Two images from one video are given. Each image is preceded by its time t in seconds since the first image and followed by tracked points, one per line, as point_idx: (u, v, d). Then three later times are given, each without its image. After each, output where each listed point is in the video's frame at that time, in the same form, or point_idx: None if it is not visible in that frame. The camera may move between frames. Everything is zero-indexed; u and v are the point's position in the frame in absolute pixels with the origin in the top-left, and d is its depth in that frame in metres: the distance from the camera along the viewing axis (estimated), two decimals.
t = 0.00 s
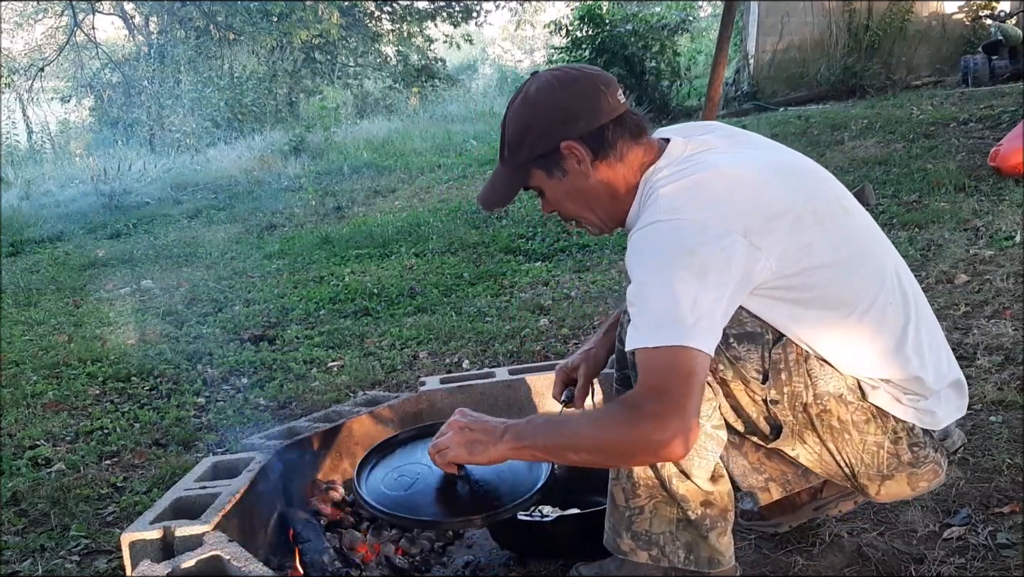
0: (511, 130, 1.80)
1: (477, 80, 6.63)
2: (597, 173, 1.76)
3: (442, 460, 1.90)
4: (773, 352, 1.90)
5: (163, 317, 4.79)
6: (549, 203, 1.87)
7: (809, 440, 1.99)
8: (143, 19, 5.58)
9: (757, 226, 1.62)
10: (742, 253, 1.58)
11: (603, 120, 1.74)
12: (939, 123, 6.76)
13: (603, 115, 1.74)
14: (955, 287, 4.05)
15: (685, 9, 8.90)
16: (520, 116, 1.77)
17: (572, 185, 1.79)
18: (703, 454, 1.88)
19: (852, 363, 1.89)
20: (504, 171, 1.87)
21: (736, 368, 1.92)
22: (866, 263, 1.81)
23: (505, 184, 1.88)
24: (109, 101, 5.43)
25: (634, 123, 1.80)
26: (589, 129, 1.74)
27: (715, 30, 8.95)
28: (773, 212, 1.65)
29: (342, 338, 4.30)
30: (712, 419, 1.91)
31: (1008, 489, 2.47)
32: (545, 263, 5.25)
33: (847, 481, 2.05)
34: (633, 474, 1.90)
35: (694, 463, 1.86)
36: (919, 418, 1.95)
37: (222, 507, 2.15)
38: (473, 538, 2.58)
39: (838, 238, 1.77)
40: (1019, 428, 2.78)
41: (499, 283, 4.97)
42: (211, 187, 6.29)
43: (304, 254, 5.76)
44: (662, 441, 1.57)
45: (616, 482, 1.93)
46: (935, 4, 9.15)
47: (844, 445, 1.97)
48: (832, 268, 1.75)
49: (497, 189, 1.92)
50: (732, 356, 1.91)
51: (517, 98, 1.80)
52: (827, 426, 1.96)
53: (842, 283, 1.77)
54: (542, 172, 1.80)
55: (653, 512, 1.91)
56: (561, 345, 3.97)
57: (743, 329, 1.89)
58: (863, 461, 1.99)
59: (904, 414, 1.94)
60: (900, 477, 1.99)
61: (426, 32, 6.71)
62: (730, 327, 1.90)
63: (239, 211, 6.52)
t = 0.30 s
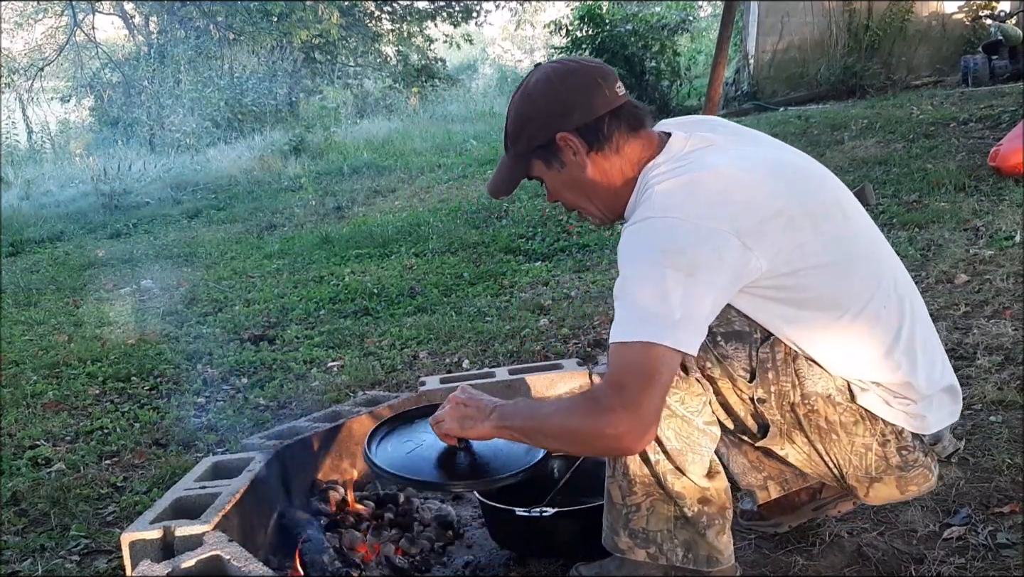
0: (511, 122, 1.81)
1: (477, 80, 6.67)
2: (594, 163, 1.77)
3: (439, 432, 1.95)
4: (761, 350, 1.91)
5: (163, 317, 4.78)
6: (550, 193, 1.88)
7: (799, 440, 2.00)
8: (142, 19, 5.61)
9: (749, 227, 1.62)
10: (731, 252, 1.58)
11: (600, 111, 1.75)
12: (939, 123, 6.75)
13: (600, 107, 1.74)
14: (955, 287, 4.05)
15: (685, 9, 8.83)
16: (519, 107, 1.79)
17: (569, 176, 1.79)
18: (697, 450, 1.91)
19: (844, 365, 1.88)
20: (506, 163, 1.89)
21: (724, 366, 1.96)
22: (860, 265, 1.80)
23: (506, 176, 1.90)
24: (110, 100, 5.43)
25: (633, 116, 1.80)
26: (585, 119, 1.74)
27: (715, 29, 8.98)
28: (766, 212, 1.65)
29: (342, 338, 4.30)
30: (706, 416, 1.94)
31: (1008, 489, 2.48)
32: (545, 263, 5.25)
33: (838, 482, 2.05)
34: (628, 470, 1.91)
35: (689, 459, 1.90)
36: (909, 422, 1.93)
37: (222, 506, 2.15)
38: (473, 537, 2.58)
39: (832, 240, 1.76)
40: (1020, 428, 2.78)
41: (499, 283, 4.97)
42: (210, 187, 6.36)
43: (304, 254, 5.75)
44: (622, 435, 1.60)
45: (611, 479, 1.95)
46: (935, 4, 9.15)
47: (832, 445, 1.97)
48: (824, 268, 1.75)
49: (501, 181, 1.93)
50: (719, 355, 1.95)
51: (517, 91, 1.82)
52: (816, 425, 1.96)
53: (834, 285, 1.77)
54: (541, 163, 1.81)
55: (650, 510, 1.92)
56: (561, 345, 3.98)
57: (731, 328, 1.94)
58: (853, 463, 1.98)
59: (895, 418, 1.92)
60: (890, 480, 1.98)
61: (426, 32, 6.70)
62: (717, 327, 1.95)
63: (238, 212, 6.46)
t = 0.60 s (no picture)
0: (510, 121, 1.83)
1: (476, 79, 6.79)
2: (587, 160, 1.78)
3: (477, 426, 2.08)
4: (749, 349, 1.92)
5: (164, 318, 4.79)
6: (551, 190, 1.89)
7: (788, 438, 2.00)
8: (142, 19, 5.60)
9: (740, 227, 1.62)
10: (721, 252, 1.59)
11: (593, 109, 1.75)
12: (939, 123, 6.75)
13: (592, 105, 1.74)
14: (955, 287, 4.05)
15: (685, 10, 8.84)
16: (516, 108, 1.81)
17: (566, 174, 1.80)
18: (691, 445, 1.92)
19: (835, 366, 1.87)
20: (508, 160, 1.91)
21: (713, 364, 1.96)
22: (854, 267, 1.79)
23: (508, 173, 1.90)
24: (110, 100, 5.35)
25: (627, 111, 1.79)
26: (578, 117, 1.75)
27: (715, 30, 9.03)
28: (758, 211, 1.65)
29: (343, 338, 4.30)
30: (697, 411, 1.96)
31: (1008, 489, 2.47)
32: (545, 263, 5.26)
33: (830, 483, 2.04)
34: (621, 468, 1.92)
35: (682, 455, 1.91)
36: (900, 425, 1.91)
37: (222, 507, 2.15)
38: (473, 538, 2.58)
39: (827, 241, 1.76)
40: (1020, 428, 2.78)
41: (499, 283, 4.97)
42: (211, 188, 6.39)
43: (304, 254, 5.75)
44: (594, 429, 1.68)
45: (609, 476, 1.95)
46: (935, 4, 9.15)
47: (821, 445, 1.97)
48: (816, 268, 1.74)
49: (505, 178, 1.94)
50: (708, 352, 1.96)
51: (515, 90, 1.83)
52: (805, 426, 1.95)
53: (826, 286, 1.77)
54: (539, 161, 1.82)
55: (647, 507, 1.92)
56: (561, 344, 3.98)
57: (720, 326, 1.94)
58: (843, 463, 1.97)
59: (886, 420, 1.90)
60: (880, 482, 1.97)
61: (426, 33, 6.92)
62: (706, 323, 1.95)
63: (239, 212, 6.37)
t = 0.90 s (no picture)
0: (510, 125, 1.84)
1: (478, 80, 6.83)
2: (588, 159, 1.78)
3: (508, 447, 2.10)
4: (743, 346, 1.92)
5: (164, 318, 4.79)
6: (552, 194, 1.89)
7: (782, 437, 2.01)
8: (143, 19, 5.56)
9: (735, 226, 1.63)
10: (716, 251, 1.59)
11: (593, 109, 1.76)
12: (939, 123, 6.75)
13: (591, 103, 1.75)
14: (955, 287, 4.05)
15: (685, 9, 8.86)
16: (517, 110, 1.82)
17: (567, 175, 1.80)
18: (686, 441, 1.93)
19: (830, 365, 1.87)
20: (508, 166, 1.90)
21: (706, 360, 1.96)
22: (850, 267, 1.79)
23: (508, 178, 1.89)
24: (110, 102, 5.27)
25: (627, 111, 1.80)
26: (578, 116, 1.76)
27: (715, 30, 9.04)
28: (753, 210, 1.65)
29: (343, 338, 4.30)
30: (691, 406, 1.97)
31: (1008, 489, 2.48)
32: (545, 263, 5.26)
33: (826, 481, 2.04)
34: (617, 463, 1.93)
35: (678, 450, 1.91)
36: (895, 426, 1.90)
37: (222, 507, 2.15)
38: (473, 537, 2.58)
39: (823, 240, 1.76)
40: (1020, 428, 2.78)
41: (499, 283, 4.97)
42: (211, 188, 6.19)
43: (305, 254, 5.76)
44: (583, 424, 1.68)
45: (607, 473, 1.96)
46: (935, 4, 9.16)
47: (812, 443, 1.97)
48: (810, 267, 1.74)
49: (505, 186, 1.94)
50: (701, 349, 1.95)
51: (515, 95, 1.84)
52: (797, 425, 1.96)
53: (820, 285, 1.77)
54: (540, 162, 1.82)
55: (645, 503, 1.93)
56: (560, 344, 3.98)
57: (712, 323, 1.92)
58: (835, 463, 1.97)
59: (881, 420, 1.90)
60: (874, 481, 1.97)
61: (426, 33, 6.82)
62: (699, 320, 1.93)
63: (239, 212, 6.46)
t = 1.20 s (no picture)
0: (511, 126, 1.84)
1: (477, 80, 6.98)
2: (592, 155, 1.78)
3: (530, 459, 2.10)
4: (743, 343, 1.91)
5: (164, 318, 4.79)
6: (554, 195, 1.88)
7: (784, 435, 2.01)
8: (143, 19, 5.54)
9: (736, 223, 1.63)
10: (716, 247, 1.59)
11: (596, 106, 1.76)
12: (939, 123, 6.76)
13: (595, 101, 1.76)
14: (955, 287, 4.05)
15: (685, 10, 8.88)
16: (519, 110, 1.82)
17: (571, 173, 1.80)
18: (687, 439, 1.93)
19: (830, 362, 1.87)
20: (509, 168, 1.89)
21: (706, 357, 1.94)
22: (850, 265, 1.79)
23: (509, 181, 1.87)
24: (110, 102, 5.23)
25: (629, 109, 1.81)
26: (582, 113, 1.76)
27: (715, 30, 9.05)
28: (752, 207, 1.65)
29: (343, 338, 4.30)
30: (692, 404, 1.97)
31: (1008, 489, 2.47)
32: (545, 263, 5.26)
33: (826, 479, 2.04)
34: (618, 461, 1.93)
35: (678, 448, 1.92)
36: (895, 423, 1.91)
37: (222, 507, 2.15)
38: (473, 538, 2.59)
39: (823, 238, 1.76)
40: (1020, 428, 2.78)
41: (499, 283, 4.98)
42: (211, 188, 6.28)
43: (305, 254, 5.77)
44: (588, 420, 1.69)
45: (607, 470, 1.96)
46: (935, 5, 9.18)
47: (813, 440, 1.97)
48: (809, 264, 1.74)
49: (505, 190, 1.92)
50: (701, 347, 1.93)
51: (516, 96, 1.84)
52: (798, 422, 1.95)
53: (820, 283, 1.77)
54: (543, 162, 1.81)
55: (644, 502, 1.92)
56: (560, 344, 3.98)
57: (712, 321, 1.92)
58: (836, 460, 1.97)
59: (881, 417, 1.90)
60: (874, 480, 1.96)
61: (426, 33, 6.84)
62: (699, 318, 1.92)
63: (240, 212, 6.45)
